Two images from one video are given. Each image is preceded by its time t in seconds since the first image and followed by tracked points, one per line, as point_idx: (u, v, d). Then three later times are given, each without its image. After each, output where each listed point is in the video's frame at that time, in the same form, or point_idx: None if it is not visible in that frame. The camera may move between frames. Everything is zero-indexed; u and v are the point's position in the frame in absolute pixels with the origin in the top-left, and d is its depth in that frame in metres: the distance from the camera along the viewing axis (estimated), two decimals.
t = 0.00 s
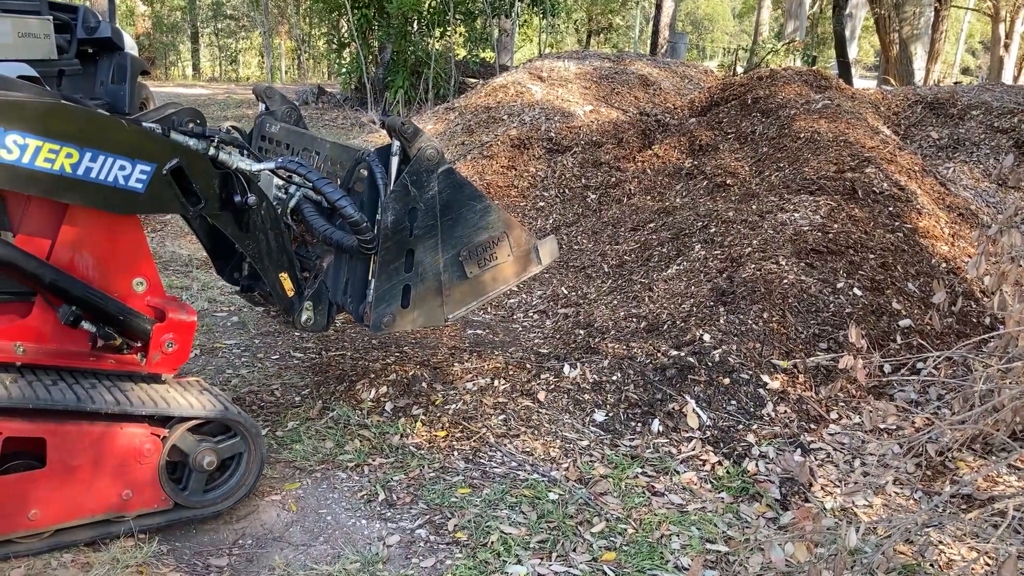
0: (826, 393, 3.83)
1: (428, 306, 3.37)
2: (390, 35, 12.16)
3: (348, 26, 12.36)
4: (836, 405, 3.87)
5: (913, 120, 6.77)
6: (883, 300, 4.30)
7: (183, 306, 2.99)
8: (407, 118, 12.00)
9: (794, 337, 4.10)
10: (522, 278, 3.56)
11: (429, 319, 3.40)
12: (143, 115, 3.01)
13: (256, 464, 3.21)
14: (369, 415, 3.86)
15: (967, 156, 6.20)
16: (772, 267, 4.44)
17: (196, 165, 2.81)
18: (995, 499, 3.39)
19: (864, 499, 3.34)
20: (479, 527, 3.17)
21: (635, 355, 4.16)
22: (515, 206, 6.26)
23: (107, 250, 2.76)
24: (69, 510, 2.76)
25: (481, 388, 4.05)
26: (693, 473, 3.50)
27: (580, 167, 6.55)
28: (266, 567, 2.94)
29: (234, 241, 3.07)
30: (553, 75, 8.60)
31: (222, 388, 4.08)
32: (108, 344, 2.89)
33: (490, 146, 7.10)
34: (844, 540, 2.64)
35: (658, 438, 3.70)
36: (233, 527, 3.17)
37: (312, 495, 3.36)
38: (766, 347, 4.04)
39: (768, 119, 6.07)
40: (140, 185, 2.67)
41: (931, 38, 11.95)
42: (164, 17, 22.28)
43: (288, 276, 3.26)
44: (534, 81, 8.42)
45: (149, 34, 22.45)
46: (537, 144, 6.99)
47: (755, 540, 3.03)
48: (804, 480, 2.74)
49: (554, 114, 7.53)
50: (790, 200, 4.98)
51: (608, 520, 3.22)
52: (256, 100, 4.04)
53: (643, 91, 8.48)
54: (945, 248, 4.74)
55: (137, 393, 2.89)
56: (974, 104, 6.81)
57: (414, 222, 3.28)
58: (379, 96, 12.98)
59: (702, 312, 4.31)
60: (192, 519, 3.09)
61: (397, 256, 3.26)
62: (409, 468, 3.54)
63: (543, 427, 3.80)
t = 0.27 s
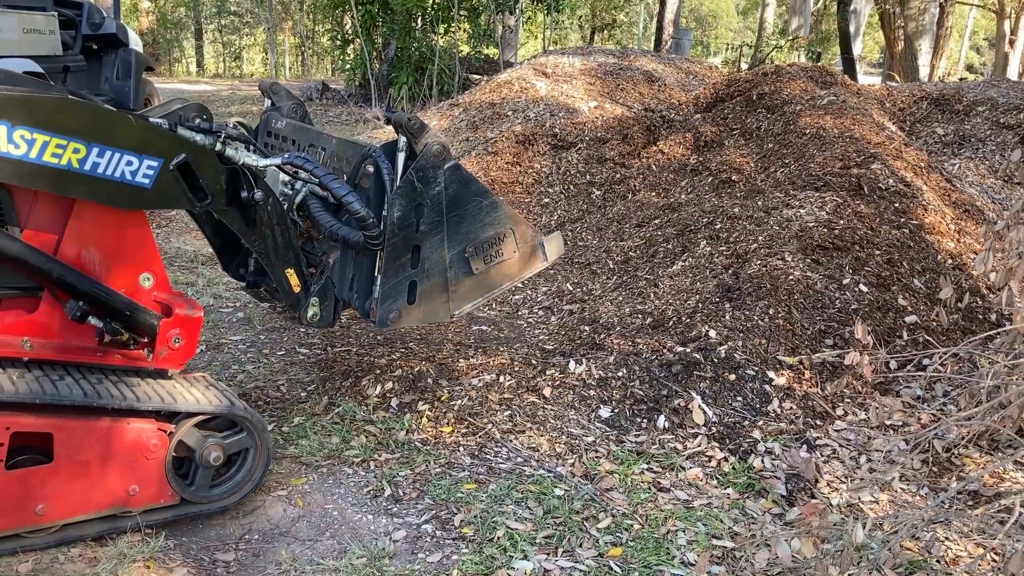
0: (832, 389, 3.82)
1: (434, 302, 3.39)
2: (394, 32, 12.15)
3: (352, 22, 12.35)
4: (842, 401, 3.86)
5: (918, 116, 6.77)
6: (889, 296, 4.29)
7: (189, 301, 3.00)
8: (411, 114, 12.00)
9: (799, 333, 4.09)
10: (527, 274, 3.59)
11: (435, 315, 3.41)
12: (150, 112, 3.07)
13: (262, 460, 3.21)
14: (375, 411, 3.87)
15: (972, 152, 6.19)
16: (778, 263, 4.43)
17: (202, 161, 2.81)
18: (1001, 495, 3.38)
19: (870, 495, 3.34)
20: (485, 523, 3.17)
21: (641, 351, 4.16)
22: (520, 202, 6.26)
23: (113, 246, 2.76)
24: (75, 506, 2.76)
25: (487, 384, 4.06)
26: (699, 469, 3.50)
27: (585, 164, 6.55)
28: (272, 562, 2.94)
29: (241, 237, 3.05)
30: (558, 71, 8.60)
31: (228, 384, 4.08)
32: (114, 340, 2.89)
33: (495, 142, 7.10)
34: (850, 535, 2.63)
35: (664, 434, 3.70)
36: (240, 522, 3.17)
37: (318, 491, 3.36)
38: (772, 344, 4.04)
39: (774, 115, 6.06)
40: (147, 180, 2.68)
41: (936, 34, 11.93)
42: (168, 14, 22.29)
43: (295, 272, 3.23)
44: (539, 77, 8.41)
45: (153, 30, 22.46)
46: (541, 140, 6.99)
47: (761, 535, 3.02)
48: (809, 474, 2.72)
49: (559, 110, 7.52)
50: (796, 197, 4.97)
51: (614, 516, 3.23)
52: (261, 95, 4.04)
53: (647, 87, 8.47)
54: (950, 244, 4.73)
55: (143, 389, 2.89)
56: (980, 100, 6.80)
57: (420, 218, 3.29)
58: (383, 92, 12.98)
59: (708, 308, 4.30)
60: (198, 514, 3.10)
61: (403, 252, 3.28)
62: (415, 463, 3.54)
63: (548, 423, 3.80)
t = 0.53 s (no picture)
0: (840, 387, 3.82)
1: (442, 299, 3.39)
2: (402, 29, 12.16)
3: (360, 20, 12.36)
4: (850, 399, 3.86)
5: (927, 113, 6.75)
6: (897, 294, 4.29)
7: (199, 297, 3.02)
8: (418, 111, 12.01)
9: (808, 331, 4.09)
10: (536, 271, 3.57)
11: (443, 312, 3.42)
12: (157, 108, 2.95)
13: (271, 456, 3.22)
14: (383, 408, 3.88)
15: (981, 150, 6.17)
16: (786, 260, 4.43)
17: (211, 158, 2.85)
18: (1009, 493, 3.38)
19: (878, 493, 3.34)
20: (493, 520, 3.17)
21: (648, 348, 4.16)
22: (528, 199, 6.28)
23: (123, 243, 2.78)
24: (86, 501, 2.78)
25: (494, 381, 4.07)
26: (707, 466, 3.50)
27: (593, 161, 6.55)
28: (281, 557, 2.95)
29: (250, 234, 3.10)
30: (565, 68, 8.60)
31: (237, 380, 4.09)
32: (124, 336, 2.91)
33: (502, 139, 7.11)
34: (859, 532, 2.63)
35: (672, 431, 3.70)
36: (249, 518, 3.18)
37: (327, 487, 3.37)
38: (781, 341, 4.04)
39: (782, 113, 6.06)
40: (157, 177, 2.71)
41: (945, 32, 11.88)
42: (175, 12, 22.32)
43: (303, 268, 3.28)
44: (546, 75, 8.41)
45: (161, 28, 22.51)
46: (549, 138, 6.99)
47: (770, 533, 3.02)
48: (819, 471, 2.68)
49: (566, 108, 7.52)
50: (804, 194, 4.97)
51: (622, 513, 3.23)
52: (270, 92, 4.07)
53: (655, 84, 8.47)
54: (959, 242, 4.72)
55: (152, 384, 2.92)
56: (988, 98, 6.78)
57: (429, 215, 3.28)
58: (391, 89, 12.99)
59: (716, 306, 4.30)
60: (207, 510, 3.11)
61: (411, 249, 3.28)
62: (423, 460, 3.55)
63: (556, 420, 3.81)
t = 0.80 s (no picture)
0: (849, 386, 3.81)
1: (450, 300, 3.41)
2: (411, 28, 12.17)
3: (369, 18, 12.38)
4: (858, 398, 3.85)
5: (937, 112, 6.72)
6: (906, 293, 4.27)
7: (208, 295, 3.04)
8: (427, 110, 12.03)
9: (816, 330, 4.08)
10: (544, 272, 3.58)
11: (452, 313, 3.44)
12: (168, 108, 2.99)
13: (279, 453, 3.23)
14: (392, 405, 3.89)
15: (992, 149, 6.14)
16: (795, 259, 4.42)
17: (220, 158, 2.86)
18: (1019, 493, 3.36)
19: (886, 492, 3.33)
20: (501, 517, 3.18)
21: (657, 346, 4.16)
22: (536, 198, 6.30)
23: (133, 241, 2.79)
24: (96, 497, 2.80)
25: (502, 379, 4.08)
26: (715, 465, 3.50)
27: (602, 159, 6.55)
28: (290, 554, 2.96)
29: (259, 234, 3.12)
30: (574, 67, 8.59)
31: (246, 377, 4.11)
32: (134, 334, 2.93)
33: (511, 138, 7.11)
34: (868, 532, 2.62)
35: (680, 430, 3.70)
36: (258, 515, 3.20)
37: (336, 484, 3.39)
38: (789, 340, 4.03)
39: (791, 111, 6.04)
40: (167, 177, 2.72)
41: (955, 31, 11.82)
42: (185, 10, 22.39)
43: (312, 268, 3.30)
44: (555, 73, 8.40)
45: (170, 27, 22.59)
46: (558, 137, 6.99)
47: (778, 532, 3.02)
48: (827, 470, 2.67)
49: (575, 106, 7.52)
50: (813, 193, 4.96)
51: (629, 512, 3.23)
52: (281, 93, 4.08)
53: (664, 83, 8.46)
54: (969, 241, 4.70)
55: (161, 381, 2.94)
56: (1000, 96, 6.74)
57: (437, 217, 3.30)
58: (400, 88, 13.00)
59: (724, 305, 4.29)
60: (216, 506, 3.12)
61: (419, 250, 3.30)
62: (431, 457, 3.56)
63: (564, 418, 3.81)
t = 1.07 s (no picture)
0: (855, 386, 3.81)
1: (454, 311, 3.44)
2: (417, 28, 12.17)
3: (375, 18, 12.40)
4: (864, 399, 3.84)
5: (943, 112, 6.70)
6: (912, 293, 4.27)
7: (214, 294, 3.05)
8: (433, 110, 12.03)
9: (822, 330, 4.08)
10: (548, 283, 3.63)
11: (454, 323, 3.47)
12: (176, 116, 3.03)
13: (285, 453, 3.24)
14: (397, 405, 3.90)
15: (998, 149, 6.13)
16: (801, 259, 4.42)
17: (228, 166, 2.87)
18: None
19: (892, 493, 3.33)
20: (506, 517, 3.18)
21: (663, 347, 4.16)
22: (541, 198, 6.32)
23: (140, 241, 2.80)
24: (103, 496, 2.81)
25: (508, 379, 4.08)
26: (720, 466, 3.50)
27: (607, 159, 6.55)
28: (296, 553, 2.97)
29: (264, 242, 3.14)
30: (579, 66, 8.59)
31: (252, 376, 4.13)
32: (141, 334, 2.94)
33: (517, 138, 7.12)
34: (874, 532, 2.62)
35: (686, 430, 3.71)
36: (264, 515, 3.20)
37: (342, 483, 3.39)
38: (795, 341, 4.03)
39: (797, 111, 6.03)
40: (174, 185, 2.73)
41: (962, 30, 11.78)
42: (191, 10, 22.43)
43: (316, 277, 3.33)
44: (561, 73, 8.40)
45: (177, 27, 22.63)
46: (563, 136, 7.00)
47: (784, 532, 3.02)
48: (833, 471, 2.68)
49: (581, 106, 7.52)
50: (819, 193, 4.96)
51: (635, 512, 3.23)
52: (288, 103, 4.09)
53: (669, 83, 8.45)
54: (975, 241, 4.69)
55: (168, 381, 2.95)
56: (1006, 96, 6.72)
57: (442, 227, 3.32)
58: (405, 87, 13.01)
59: (730, 305, 4.29)
60: (223, 506, 3.13)
61: (424, 261, 3.32)
62: (437, 457, 3.57)
63: (570, 418, 3.82)
